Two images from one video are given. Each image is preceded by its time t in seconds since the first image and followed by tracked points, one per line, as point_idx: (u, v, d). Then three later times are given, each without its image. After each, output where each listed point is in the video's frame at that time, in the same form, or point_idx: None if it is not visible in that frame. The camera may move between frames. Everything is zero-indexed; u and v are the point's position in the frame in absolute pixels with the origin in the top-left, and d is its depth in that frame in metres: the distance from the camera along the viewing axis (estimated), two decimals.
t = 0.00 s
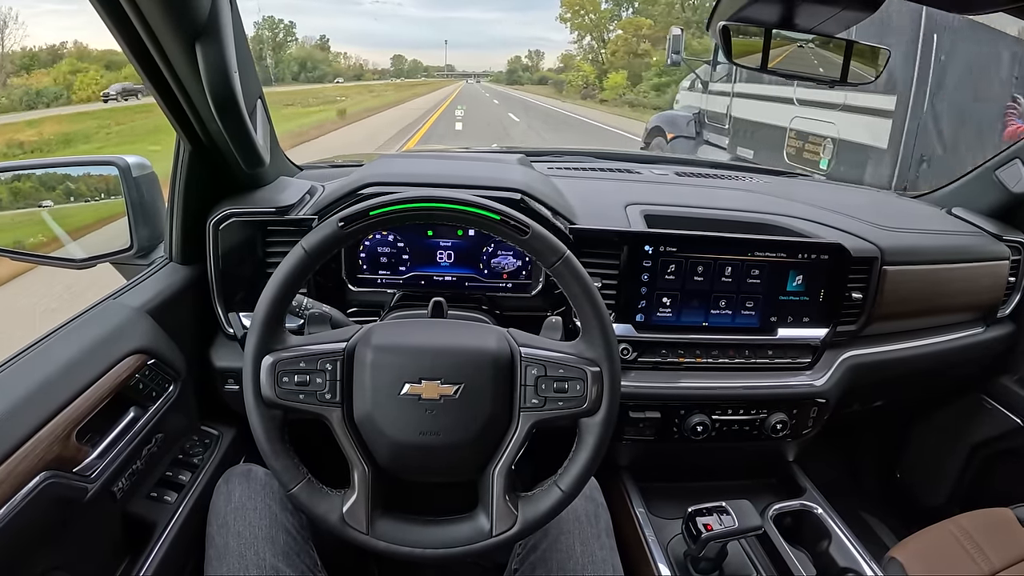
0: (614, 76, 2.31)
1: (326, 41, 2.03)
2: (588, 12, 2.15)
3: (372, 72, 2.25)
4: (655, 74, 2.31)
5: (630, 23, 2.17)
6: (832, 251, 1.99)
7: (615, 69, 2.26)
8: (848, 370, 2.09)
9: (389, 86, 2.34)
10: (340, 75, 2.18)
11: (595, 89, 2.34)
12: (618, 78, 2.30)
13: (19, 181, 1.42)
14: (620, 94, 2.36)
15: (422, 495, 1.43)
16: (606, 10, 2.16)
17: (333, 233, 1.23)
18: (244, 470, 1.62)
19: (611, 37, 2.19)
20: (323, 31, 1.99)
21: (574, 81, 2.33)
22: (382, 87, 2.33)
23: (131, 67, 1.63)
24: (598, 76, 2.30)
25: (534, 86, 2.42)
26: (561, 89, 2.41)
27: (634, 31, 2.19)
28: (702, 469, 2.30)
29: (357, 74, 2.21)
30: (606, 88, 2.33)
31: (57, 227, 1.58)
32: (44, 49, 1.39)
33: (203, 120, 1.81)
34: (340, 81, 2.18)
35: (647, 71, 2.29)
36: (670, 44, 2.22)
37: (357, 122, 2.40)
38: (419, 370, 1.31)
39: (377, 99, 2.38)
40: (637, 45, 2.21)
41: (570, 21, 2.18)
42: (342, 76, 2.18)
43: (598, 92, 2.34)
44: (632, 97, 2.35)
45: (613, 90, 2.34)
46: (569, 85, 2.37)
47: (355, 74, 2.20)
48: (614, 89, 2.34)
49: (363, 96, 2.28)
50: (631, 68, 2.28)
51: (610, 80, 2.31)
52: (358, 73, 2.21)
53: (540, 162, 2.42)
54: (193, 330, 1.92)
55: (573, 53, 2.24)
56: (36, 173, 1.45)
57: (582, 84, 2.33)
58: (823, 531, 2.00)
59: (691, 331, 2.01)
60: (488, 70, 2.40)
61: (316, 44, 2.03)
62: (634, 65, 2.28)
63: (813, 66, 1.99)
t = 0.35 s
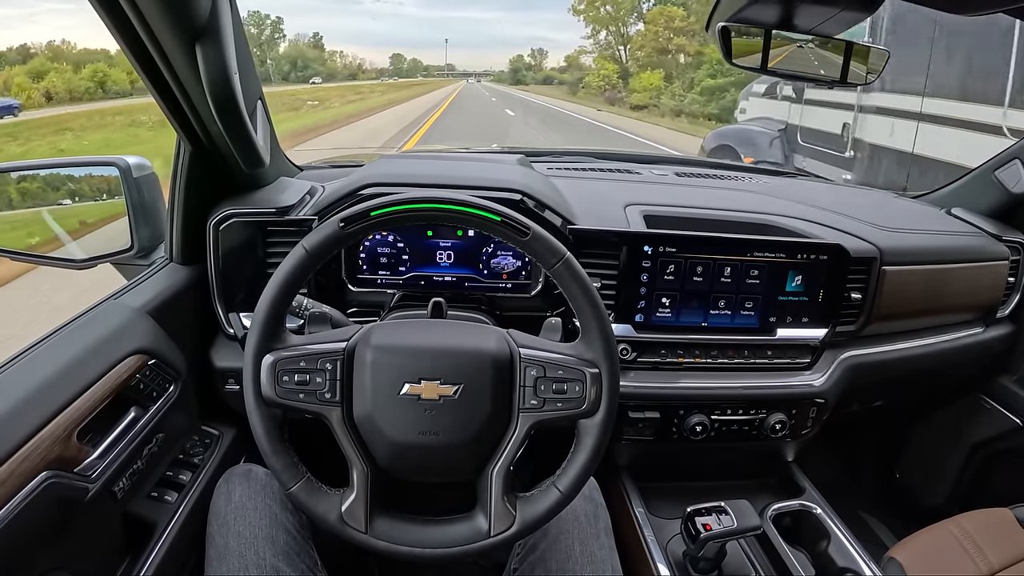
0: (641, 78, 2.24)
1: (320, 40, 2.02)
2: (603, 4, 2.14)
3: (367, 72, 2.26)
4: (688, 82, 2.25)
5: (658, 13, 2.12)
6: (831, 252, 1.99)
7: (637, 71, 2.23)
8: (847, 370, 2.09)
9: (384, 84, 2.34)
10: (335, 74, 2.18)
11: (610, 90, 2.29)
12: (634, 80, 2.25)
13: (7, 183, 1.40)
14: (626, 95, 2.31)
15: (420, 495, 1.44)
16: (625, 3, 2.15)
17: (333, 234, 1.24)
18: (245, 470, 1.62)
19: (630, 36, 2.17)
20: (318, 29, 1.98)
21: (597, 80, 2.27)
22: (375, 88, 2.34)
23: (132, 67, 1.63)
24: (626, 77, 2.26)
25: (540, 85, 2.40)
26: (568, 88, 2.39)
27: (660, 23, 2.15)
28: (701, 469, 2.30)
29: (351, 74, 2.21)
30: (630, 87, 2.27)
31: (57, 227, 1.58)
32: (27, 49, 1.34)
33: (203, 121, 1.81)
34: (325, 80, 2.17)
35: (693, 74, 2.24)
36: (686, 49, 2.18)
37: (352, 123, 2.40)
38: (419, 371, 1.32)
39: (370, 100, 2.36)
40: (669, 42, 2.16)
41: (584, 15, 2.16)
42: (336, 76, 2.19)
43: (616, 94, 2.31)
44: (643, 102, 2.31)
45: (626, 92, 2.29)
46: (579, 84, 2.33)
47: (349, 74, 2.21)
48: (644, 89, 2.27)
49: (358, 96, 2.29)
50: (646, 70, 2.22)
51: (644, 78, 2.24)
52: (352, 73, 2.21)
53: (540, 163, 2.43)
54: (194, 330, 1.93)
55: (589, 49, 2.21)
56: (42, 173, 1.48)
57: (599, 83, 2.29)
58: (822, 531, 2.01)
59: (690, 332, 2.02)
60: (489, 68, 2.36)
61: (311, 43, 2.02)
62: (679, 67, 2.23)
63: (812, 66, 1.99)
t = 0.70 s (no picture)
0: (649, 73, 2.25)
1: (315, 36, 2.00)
2: None
3: (360, 71, 2.20)
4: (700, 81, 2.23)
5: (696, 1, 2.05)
6: (835, 250, 1.98)
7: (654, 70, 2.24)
8: (851, 369, 2.08)
9: (381, 83, 2.29)
10: (330, 72, 2.15)
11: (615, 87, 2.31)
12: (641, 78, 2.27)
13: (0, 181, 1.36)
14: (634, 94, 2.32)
15: (424, 494, 1.43)
16: None
17: (337, 231, 1.23)
18: (247, 469, 1.61)
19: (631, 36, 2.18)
20: (310, 26, 1.96)
21: (627, 79, 2.27)
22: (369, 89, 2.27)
23: (133, 64, 1.62)
24: (648, 77, 2.26)
25: (545, 86, 2.37)
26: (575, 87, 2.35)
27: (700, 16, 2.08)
28: (704, 468, 2.29)
29: (347, 73, 2.17)
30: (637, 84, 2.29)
31: (58, 225, 1.57)
32: (19, 49, 1.30)
33: (204, 118, 1.80)
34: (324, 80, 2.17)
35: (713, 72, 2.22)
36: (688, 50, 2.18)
37: (355, 121, 2.37)
38: (422, 369, 1.31)
39: (374, 98, 2.32)
40: (703, 39, 2.10)
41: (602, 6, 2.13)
42: (331, 75, 2.16)
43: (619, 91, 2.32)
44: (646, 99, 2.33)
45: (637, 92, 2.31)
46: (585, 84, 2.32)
47: (345, 72, 2.17)
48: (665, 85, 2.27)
49: (357, 96, 2.25)
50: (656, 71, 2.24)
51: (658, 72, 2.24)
52: (347, 73, 2.17)
53: (543, 161, 2.43)
54: (195, 328, 1.92)
55: (597, 46, 2.21)
56: (47, 171, 1.48)
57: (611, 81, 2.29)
58: (826, 530, 2.00)
59: (693, 330, 2.01)
60: (490, 66, 2.31)
61: (303, 40, 1.99)
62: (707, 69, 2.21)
63: (814, 64, 1.97)
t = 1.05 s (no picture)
0: (676, 71, 2.18)
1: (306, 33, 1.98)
2: None
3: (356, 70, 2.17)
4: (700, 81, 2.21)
5: None
6: (835, 249, 1.98)
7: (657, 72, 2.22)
8: (851, 368, 2.08)
9: (381, 83, 2.27)
10: (321, 72, 2.12)
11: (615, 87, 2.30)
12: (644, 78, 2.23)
13: None
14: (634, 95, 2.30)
15: (423, 493, 1.43)
16: None
17: (336, 230, 1.23)
18: (246, 468, 1.62)
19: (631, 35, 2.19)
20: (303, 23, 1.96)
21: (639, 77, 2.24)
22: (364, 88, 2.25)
23: (133, 64, 1.62)
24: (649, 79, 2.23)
25: (554, 85, 2.37)
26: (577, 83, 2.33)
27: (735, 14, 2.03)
28: (704, 467, 2.29)
29: (340, 73, 2.16)
30: (652, 85, 2.23)
31: (58, 223, 1.57)
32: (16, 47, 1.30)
33: (204, 117, 1.80)
34: (317, 80, 2.14)
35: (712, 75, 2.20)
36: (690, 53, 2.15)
37: (356, 122, 2.39)
38: (421, 368, 1.31)
39: (369, 100, 2.31)
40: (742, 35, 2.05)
41: None
42: (325, 74, 2.14)
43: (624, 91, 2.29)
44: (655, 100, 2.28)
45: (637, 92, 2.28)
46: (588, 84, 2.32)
47: (338, 72, 2.15)
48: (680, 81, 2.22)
49: (355, 96, 2.25)
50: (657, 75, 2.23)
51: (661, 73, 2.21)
52: (342, 72, 2.15)
53: (543, 160, 2.43)
54: (195, 327, 1.92)
55: (599, 45, 2.21)
56: (51, 171, 1.50)
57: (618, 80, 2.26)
58: (825, 529, 2.00)
59: (693, 329, 2.01)
60: (490, 66, 2.32)
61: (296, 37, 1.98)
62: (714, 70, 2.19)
63: (814, 63, 1.96)
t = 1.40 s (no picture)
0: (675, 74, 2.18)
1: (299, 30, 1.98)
2: None
3: (351, 71, 2.17)
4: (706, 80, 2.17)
5: None
6: (834, 248, 1.98)
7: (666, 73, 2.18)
8: (851, 367, 2.08)
9: (380, 83, 2.28)
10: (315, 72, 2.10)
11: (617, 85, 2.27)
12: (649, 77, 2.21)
13: None
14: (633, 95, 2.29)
15: (422, 492, 1.43)
16: None
17: (335, 228, 1.23)
18: (246, 467, 1.62)
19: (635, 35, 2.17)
20: (292, 19, 1.94)
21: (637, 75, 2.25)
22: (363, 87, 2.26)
23: (133, 64, 1.63)
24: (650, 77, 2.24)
25: (559, 86, 2.40)
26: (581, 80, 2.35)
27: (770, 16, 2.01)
28: (704, 467, 2.29)
29: (333, 75, 2.15)
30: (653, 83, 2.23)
31: (59, 224, 1.58)
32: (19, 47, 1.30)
33: (203, 116, 1.81)
34: (313, 81, 2.13)
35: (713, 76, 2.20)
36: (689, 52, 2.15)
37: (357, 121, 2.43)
38: (420, 367, 1.31)
39: (371, 99, 2.35)
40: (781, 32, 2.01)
41: None
42: (321, 74, 2.12)
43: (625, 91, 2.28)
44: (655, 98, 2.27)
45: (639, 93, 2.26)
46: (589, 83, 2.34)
47: (332, 71, 2.13)
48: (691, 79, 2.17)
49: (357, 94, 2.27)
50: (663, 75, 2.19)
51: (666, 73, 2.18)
52: (337, 72, 2.15)
53: (542, 159, 2.43)
54: (195, 327, 1.92)
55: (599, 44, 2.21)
56: (56, 170, 1.52)
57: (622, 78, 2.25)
58: (825, 529, 2.00)
59: (692, 329, 2.01)
60: (492, 67, 2.34)
61: (286, 35, 1.97)
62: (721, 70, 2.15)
63: (815, 62, 1.96)
